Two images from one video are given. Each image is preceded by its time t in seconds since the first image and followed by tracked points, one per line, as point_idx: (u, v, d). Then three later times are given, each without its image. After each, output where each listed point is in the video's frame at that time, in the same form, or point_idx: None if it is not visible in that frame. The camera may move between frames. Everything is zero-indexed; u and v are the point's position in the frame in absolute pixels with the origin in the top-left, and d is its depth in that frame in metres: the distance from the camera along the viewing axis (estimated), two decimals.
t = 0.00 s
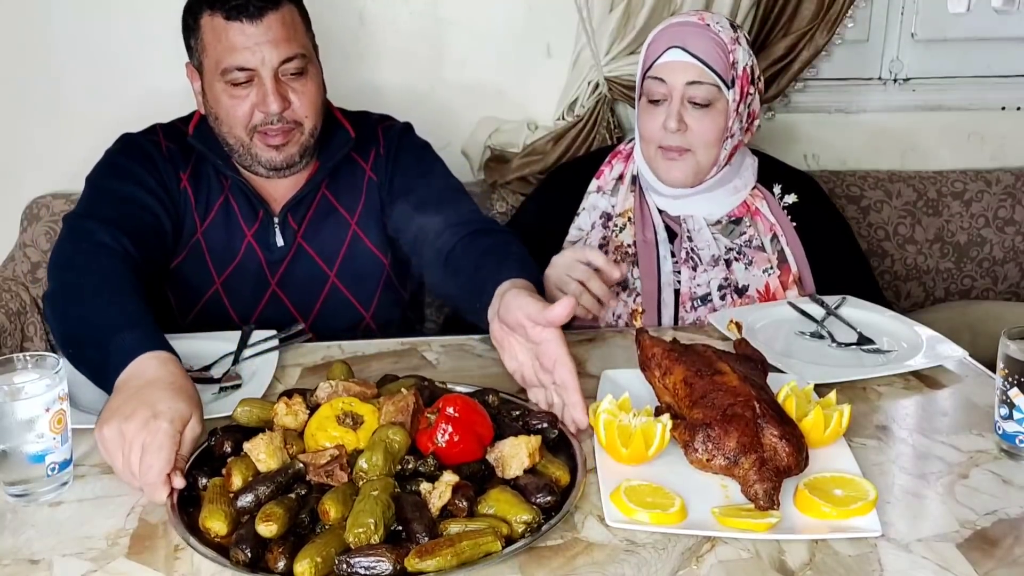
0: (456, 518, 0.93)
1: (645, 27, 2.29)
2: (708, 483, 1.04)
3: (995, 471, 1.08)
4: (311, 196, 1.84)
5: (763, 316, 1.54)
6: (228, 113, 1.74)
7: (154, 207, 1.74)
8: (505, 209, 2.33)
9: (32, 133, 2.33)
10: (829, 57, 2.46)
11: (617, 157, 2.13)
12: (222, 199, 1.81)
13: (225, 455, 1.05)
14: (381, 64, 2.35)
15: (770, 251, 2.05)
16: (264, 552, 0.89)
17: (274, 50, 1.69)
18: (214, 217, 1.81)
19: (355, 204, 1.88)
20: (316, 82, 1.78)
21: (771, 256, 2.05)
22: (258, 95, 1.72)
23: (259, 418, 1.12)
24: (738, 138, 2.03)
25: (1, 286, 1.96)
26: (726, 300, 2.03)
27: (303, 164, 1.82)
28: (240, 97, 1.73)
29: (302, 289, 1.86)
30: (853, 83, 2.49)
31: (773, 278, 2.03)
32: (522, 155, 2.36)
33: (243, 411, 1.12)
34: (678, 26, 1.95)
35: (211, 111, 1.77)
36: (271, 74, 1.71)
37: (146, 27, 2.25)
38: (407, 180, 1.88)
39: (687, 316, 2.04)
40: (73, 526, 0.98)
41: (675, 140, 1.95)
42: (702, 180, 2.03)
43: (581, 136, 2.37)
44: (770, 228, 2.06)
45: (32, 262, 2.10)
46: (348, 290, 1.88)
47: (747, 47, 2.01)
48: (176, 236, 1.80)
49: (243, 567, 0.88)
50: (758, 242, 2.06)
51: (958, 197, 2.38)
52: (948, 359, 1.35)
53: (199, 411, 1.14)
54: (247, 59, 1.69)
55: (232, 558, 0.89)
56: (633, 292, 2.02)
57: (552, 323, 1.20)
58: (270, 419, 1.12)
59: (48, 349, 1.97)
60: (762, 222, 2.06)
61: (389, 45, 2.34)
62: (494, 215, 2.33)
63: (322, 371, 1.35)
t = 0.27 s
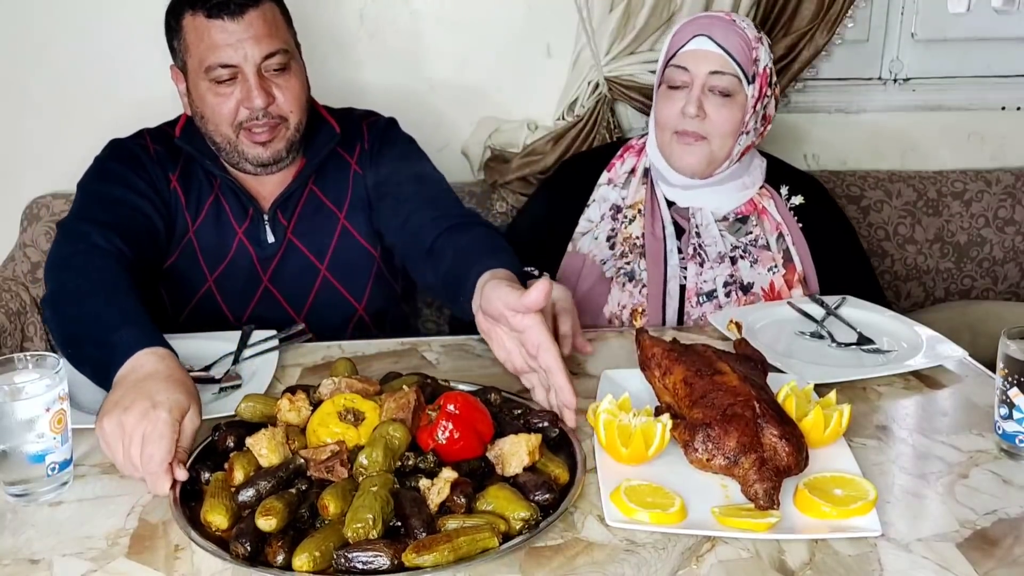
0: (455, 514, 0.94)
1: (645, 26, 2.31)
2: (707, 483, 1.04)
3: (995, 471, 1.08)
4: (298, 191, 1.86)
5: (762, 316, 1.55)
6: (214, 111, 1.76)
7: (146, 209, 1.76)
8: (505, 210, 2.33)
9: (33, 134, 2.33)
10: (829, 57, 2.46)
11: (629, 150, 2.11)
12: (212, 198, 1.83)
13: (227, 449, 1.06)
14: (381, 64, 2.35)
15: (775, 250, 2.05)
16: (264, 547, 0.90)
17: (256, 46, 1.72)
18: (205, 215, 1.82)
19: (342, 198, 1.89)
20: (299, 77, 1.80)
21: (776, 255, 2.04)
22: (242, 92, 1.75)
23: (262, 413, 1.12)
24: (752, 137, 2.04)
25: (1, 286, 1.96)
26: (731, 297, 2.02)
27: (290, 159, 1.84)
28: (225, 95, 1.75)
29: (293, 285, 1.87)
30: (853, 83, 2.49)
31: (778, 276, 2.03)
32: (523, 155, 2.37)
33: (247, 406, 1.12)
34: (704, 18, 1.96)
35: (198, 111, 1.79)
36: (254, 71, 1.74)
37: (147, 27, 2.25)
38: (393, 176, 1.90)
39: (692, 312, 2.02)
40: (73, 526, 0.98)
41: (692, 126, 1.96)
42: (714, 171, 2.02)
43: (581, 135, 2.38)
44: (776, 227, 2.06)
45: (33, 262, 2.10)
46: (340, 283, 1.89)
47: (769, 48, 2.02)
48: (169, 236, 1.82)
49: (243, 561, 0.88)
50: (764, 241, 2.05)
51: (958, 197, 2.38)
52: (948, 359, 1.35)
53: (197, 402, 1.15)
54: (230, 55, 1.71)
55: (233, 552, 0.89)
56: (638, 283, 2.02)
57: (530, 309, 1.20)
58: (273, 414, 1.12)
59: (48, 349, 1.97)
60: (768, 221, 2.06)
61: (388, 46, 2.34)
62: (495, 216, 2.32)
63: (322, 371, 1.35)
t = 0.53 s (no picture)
0: (455, 514, 0.93)
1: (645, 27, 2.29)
2: (708, 484, 1.04)
3: (995, 471, 1.08)
4: (285, 188, 1.88)
5: (763, 317, 1.54)
6: (198, 110, 1.81)
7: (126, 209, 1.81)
8: (505, 210, 2.34)
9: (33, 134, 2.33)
10: (829, 57, 2.46)
11: (640, 147, 2.11)
12: (195, 198, 1.87)
13: (227, 450, 1.07)
14: (381, 64, 2.35)
15: (787, 251, 2.03)
16: (264, 547, 0.90)
17: (238, 44, 1.77)
18: (188, 216, 1.86)
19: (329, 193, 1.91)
20: (283, 74, 1.84)
21: (788, 255, 2.02)
22: (226, 90, 1.79)
23: (263, 413, 1.13)
24: (764, 144, 2.02)
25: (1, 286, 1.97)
26: (742, 297, 2.00)
27: (277, 156, 1.87)
28: (209, 94, 1.80)
29: (283, 281, 1.88)
30: (853, 83, 2.49)
31: (790, 277, 2.01)
32: (522, 155, 2.36)
33: (247, 407, 1.12)
34: (716, 27, 1.94)
35: (183, 111, 1.84)
36: (237, 69, 1.79)
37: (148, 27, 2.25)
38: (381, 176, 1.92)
39: (705, 310, 2.00)
40: (73, 526, 0.98)
41: (703, 140, 1.94)
42: (725, 179, 2.01)
43: (581, 136, 2.36)
44: (787, 228, 2.04)
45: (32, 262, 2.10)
46: (329, 278, 1.90)
47: (781, 55, 2.01)
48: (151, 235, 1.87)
49: (243, 562, 0.88)
50: (775, 241, 2.04)
51: (959, 197, 2.38)
52: (948, 359, 1.35)
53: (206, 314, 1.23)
54: (213, 54, 1.77)
55: (232, 553, 0.89)
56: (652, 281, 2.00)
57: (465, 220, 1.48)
58: (274, 414, 1.12)
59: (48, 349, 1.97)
60: (780, 222, 2.04)
61: (389, 46, 2.34)
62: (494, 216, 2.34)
63: (322, 371, 1.35)
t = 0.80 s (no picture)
0: (455, 514, 0.93)
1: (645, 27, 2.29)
2: (708, 484, 1.04)
3: (995, 471, 1.08)
4: (278, 188, 1.89)
5: (763, 317, 1.54)
6: (189, 113, 1.81)
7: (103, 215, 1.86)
8: (505, 210, 2.34)
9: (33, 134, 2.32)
10: (829, 57, 2.46)
11: (648, 147, 2.12)
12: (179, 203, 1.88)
13: (228, 450, 1.07)
14: (381, 64, 2.35)
15: (793, 251, 2.02)
16: (264, 547, 0.90)
17: (229, 48, 1.77)
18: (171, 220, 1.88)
19: (325, 195, 1.92)
20: (275, 78, 1.85)
21: (795, 256, 2.02)
22: (216, 93, 1.79)
23: (263, 413, 1.13)
24: (771, 139, 2.02)
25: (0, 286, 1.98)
26: (748, 298, 2.00)
27: (267, 159, 1.88)
28: (199, 97, 1.79)
29: (275, 281, 1.88)
30: (853, 83, 2.49)
31: (796, 278, 2.00)
32: (522, 155, 2.36)
33: (247, 407, 1.12)
34: (721, 22, 1.94)
35: (174, 113, 1.84)
36: (228, 73, 1.78)
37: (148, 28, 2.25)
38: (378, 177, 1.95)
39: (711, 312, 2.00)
40: (73, 526, 0.98)
41: (712, 133, 1.94)
42: (735, 175, 2.00)
43: (581, 136, 2.36)
44: (794, 229, 2.03)
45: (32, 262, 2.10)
46: (322, 278, 1.90)
47: (786, 51, 2.01)
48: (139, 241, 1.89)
49: (243, 562, 0.88)
50: (782, 242, 2.03)
51: (959, 197, 2.38)
52: (948, 358, 1.34)
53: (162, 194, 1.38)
54: (204, 58, 1.76)
55: (232, 553, 0.89)
56: (659, 283, 2.00)
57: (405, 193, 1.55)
58: (274, 414, 1.13)
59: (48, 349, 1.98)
60: (787, 223, 2.04)
61: (389, 45, 2.34)
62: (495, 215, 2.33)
63: (322, 371, 1.35)
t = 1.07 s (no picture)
0: (454, 514, 0.93)
1: (645, 27, 2.29)
2: (708, 484, 1.03)
3: (995, 471, 1.08)
4: (269, 189, 1.90)
5: (764, 318, 1.54)
6: (181, 120, 1.80)
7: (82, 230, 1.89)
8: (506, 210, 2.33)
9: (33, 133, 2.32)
10: (829, 57, 2.46)
11: (650, 146, 2.11)
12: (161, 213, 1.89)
13: (228, 450, 1.07)
14: (381, 64, 2.35)
15: (794, 253, 2.02)
16: (264, 547, 0.90)
17: (223, 58, 1.76)
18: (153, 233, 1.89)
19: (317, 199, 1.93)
20: (267, 87, 1.85)
21: (796, 258, 2.02)
22: (209, 102, 1.79)
23: (263, 413, 1.13)
24: (773, 140, 2.01)
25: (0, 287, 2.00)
26: (749, 300, 2.00)
27: (257, 166, 1.88)
28: (192, 105, 1.79)
29: (265, 282, 1.91)
30: (853, 83, 2.49)
31: (797, 280, 2.01)
32: (522, 155, 2.36)
33: (247, 407, 1.12)
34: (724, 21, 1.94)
35: (165, 119, 1.83)
36: (222, 82, 1.78)
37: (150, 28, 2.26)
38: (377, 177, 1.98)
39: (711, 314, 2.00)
40: (73, 526, 0.98)
41: (715, 132, 1.94)
42: (737, 176, 1.99)
43: (581, 136, 2.35)
44: (796, 231, 2.03)
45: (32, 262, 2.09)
46: (316, 276, 1.93)
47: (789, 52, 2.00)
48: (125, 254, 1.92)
49: (243, 562, 0.88)
50: (784, 244, 2.03)
51: (958, 197, 2.38)
52: (949, 359, 1.34)
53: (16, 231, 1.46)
54: (198, 67, 1.76)
55: (232, 553, 0.89)
56: (661, 286, 2.01)
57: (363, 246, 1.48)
58: (274, 414, 1.13)
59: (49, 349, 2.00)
60: (788, 224, 2.04)
61: (389, 45, 2.34)
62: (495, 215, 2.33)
63: (322, 371, 1.35)
